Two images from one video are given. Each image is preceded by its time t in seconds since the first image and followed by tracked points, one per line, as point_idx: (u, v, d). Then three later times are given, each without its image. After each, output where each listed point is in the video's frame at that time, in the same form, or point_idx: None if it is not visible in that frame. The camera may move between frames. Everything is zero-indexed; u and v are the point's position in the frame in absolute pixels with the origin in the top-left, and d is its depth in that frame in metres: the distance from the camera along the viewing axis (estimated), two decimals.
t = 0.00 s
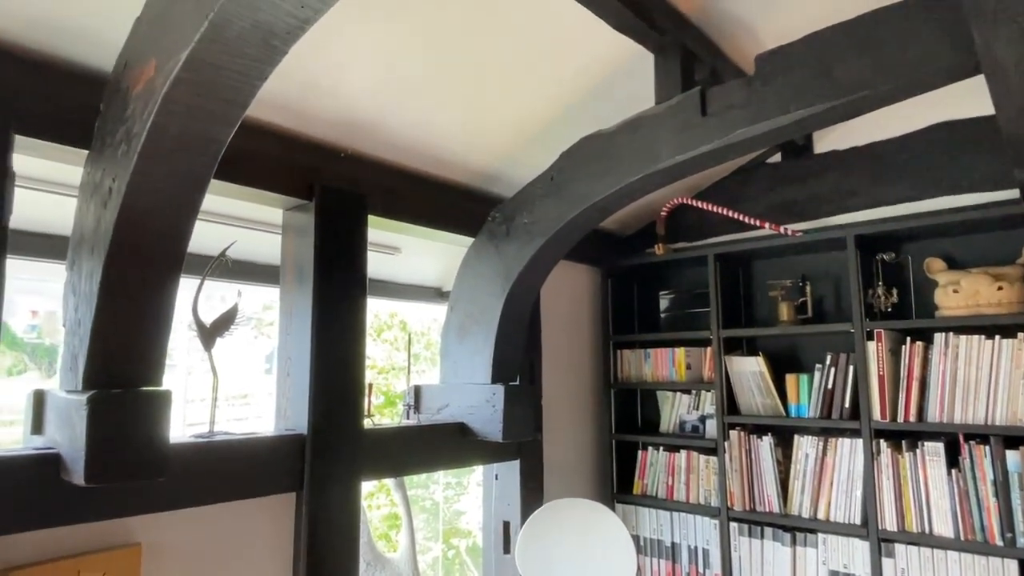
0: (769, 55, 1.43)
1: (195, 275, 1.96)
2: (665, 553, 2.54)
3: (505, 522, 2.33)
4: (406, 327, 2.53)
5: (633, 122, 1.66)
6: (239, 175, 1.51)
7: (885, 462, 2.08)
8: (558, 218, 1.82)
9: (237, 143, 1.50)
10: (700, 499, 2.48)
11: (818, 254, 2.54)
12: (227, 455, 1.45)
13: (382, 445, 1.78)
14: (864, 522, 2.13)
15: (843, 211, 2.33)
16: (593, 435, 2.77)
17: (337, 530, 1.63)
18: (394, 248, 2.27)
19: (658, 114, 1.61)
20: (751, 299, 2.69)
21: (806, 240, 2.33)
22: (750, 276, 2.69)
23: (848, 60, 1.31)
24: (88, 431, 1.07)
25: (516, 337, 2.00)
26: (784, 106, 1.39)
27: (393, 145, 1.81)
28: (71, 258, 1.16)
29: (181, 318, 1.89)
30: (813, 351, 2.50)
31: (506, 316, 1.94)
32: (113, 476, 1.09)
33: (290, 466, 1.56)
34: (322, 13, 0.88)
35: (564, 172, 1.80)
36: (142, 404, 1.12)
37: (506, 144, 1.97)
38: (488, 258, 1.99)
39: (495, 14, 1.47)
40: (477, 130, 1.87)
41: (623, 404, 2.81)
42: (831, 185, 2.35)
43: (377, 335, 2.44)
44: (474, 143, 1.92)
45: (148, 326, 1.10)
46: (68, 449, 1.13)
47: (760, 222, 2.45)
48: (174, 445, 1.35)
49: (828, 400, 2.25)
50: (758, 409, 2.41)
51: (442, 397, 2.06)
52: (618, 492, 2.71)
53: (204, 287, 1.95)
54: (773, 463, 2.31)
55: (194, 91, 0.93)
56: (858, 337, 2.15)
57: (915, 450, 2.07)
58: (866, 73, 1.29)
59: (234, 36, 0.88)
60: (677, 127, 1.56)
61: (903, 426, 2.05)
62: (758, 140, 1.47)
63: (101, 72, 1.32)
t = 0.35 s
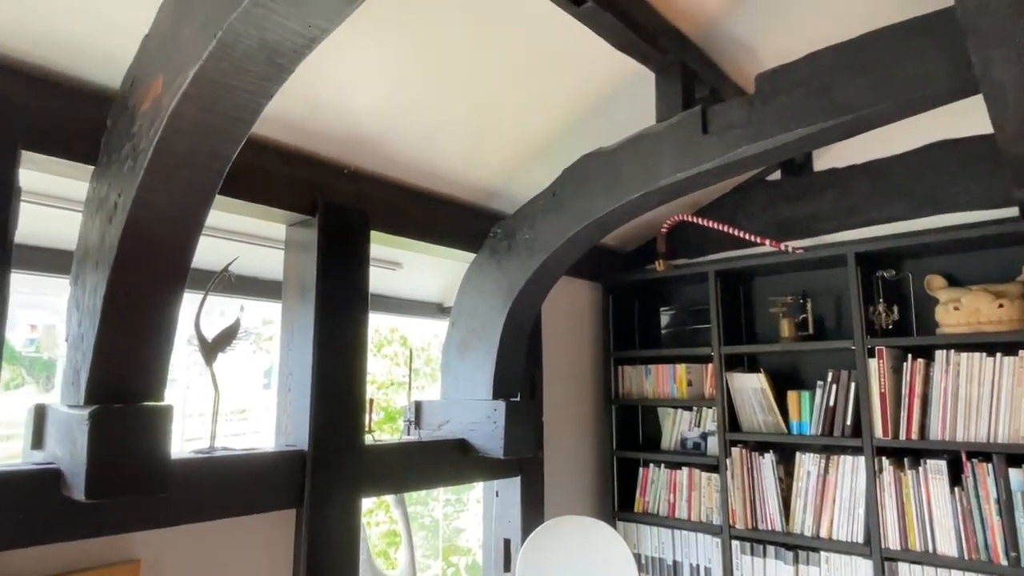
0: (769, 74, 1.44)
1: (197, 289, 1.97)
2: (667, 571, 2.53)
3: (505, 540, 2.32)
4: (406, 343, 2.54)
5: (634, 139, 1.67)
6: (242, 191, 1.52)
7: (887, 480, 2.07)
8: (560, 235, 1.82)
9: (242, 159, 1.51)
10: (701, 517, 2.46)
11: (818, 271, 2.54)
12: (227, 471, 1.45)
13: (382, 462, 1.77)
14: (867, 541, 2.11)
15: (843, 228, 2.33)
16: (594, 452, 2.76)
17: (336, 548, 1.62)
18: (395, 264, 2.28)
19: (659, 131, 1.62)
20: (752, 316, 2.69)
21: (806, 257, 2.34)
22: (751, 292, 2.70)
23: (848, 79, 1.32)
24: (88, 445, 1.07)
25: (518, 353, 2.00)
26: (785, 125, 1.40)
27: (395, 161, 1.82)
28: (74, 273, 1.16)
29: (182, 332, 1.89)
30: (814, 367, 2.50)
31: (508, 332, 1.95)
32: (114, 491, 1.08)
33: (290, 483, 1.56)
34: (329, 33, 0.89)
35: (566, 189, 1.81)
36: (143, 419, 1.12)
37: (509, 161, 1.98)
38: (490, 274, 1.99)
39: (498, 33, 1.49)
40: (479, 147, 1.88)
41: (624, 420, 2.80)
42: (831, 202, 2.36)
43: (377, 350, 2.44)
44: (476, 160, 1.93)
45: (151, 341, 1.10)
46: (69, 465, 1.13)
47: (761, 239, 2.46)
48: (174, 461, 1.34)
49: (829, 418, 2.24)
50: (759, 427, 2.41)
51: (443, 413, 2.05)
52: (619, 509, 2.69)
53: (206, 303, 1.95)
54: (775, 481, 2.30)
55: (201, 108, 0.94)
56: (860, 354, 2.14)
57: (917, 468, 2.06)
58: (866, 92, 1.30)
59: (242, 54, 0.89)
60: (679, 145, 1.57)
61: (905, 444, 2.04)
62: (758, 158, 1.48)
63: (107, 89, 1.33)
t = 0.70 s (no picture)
0: (764, 87, 1.45)
1: (193, 299, 1.97)
2: None
3: (500, 552, 2.30)
4: (401, 353, 2.53)
5: (631, 151, 1.68)
6: (240, 200, 1.52)
7: (883, 492, 2.07)
8: (557, 245, 1.83)
9: (240, 168, 1.51)
10: (697, 529, 2.46)
11: (813, 283, 2.55)
12: (221, 481, 1.44)
13: (378, 473, 1.77)
14: (863, 553, 2.11)
15: (837, 241, 2.34)
16: (589, 463, 2.75)
17: (331, 560, 1.61)
18: (392, 274, 2.28)
19: (656, 144, 1.63)
20: (747, 328, 2.69)
21: (801, 269, 2.35)
22: (746, 304, 2.71)
23: (843, 93, 1.34)
24: (84, 454, 1.06)
25: (514, 363, 2.00)
26: (781, 137, 1.41)
27: (393, 171, 1.83)
28: (71, 281, 1.16)
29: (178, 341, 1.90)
30: (810, 379, 2.51)
31: (504, 343, 1.95)
32: (108, 501, 1.08)
33: (285, 494, 1.55)
34: (331, 43, 0.90)
35: (563, 200, 1.82)
36: (139, 427, 1.12)
37: (506, 172, 1.99)
38: (487, 284, 2.00)
39: (496, 45, 1.51)
40: (477, 158, 1.88)
41: (620, 431, 2.80)
42: (825, 215, 2.38)
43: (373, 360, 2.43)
44: (474, 170, 1.94)
45: (147, 349, 1.10)
46: (63, 474, 1.12)
47: (756, 251, 2.47)
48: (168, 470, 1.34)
49: (825, 429, 2.24)
50: (755, 438, 2.41)
51: (438, 424, 2.05)
52: (615, 521, 2.68)
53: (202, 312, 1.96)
54: (771, 493, 2.30)
55: (202, 117, 0.95)
56: (855, 366, 2.15)
57: (913, 480, 2.06)
58: (861, 105, 1.31)
59: (243, 63, 0.90)
60: (676, 157, 1.58)
61: (900, 456, 2.05)
62: (755, 170, 1.49)
63: (107, 98, 1.33)
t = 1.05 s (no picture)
0: (754, 100, 1.46)
1: (180, 306, 1.95)
2: None
3: (488, 563, 2.28)
4: (390, 361, 2.52)
5: (622, 162, 1.69)
6: (229, 207, 1.51)
7: (871, 503, 2.08)
8: (547, 255, 1.83)
9: (230, 174, 1.50)
10: (686, 540, 2.45)
11: (802, 294, 2.57)
12: (206, 491, 1.42)
13: (365, 483, 1.75)
14: (851, 565, 2.11)
15: (826, 252, 2.36)
16: (578, 473, 2.74)
17: (317, 571, 1.59)
18: (382, 282, 2.27)
19: (647, 154, 1.64)
20: (736, 338, 2.70)
21: (790, 280, 2.37)
22: (735, 315, 2.72)
23: (832, 107, 1.35)
24: (66, 465, 1.04)
25: (504, 373, 2.00)
26: (771, 149, 1.42)
27: (383, 180, 1.82)
28: (56, 287, 1.15)
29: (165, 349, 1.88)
30: (798, 390, 2.52)
31: (494, 352, 1.94)
32: (91, 514, 1.06)
33: (271, 504, 1.53)
34: (323, 51, 0.89)
35: (554, 210, 1.82)
36: (124, 439, 1.10)
37: (497, 181, 1.99)
38: (477, 293, 1.99)
39: (488, 55, 1.51)
40: (468, 167, 1.88)
41: (609, 442, 2.79)
42: (814, 227, 2.39)
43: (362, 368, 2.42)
44: (465, 179, 1.94)
45: (132, 358, 1.08)
46: (44, 484, 1.10)
47: (745, 262, 2.48)
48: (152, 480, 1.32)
49: (813, 440, 2.25)
50: (744, 449, 2.41)
51: (427, 434, 2.04)
52: (604, 532, 2.67)
53: (189, 319, 1.94)
54: (760, 504, 2.30)
55: (192, 123, 0.94)
56: (843, 378, 2.16)
57: (900, 491, 2.07)
58: (850, 119, 1.32)
59: (234, 69, 0.89)
60: (666, 168, 1.59)
61: (888, 468, 2.05)
62: (744, 181, 1.50)
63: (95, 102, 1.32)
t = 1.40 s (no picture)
0: (747, 112, 1.47)
1: (169, 313, 1.94)
2: None
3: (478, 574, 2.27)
4: (381, 370, 2.51)
5: (615, 172, 1.69)
6: (220, 213, 1.50)
7: (861, 515, 2.08)
8: (540, 264, 1.83)
9: (223, 180, 1.49)
10: (677, 550, 2.45)
11: (793, 305, 2.57)
12: (194, 500, 1.40)
13: (355, 493, 1.74)
14: None
15: (817, 263, 2.37)
16: (569, 483, 2.73)
17: None
18: (374, 290, 2.26)
19: (640, 165, 1.64)
20: (727, 348, 2.71)
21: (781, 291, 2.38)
22: (726, 325, 2.72)
23: (824, 120, 1.36)
24: (51, 473, 1.03)
25: (495, 382, 1.99)
26: (763, 161, 1.43)
27: (376, 187, 1.82)
28: (44, 293, 1.13)
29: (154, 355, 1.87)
30: (789, 400, 2.52)
31: (486, 361, 1.93)
32: (77, 522, 1.05)
33: (260, 514, 1.52)
34: (318, 59, 0.89)
35: (547, 219, 1.82)
36: (115, 446, 1.09)
37: (490, 190, 1.99)
38: (469, 302, 1.99)
39: (483, 64, 1.51)
40: (461, 176, 1.89)
41: (600, 451, 2.78)
42: (805, 238, 2.41)
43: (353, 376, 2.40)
44: (458, 188, 1.94)
45: (121, 365, 1.07)
46: (29, 493, 1.09)
47: (737, 272, 2.49)
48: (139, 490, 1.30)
49: (803, 451, 2.25)
50: (735, 459, 2.41)
51: (417, 443, 2.03)
52: (594, 542, 2.66)
53: (178, 326, 1.92)
54: (750, 514, 2.30)
55: (185, 129, 0.94)
56: (833, 389, 2.17)
57: (890, 502, 2.08)
58: (842, 133, 1.33)
59: (228, 76, 0.89)
60: (659, 179, 1.59)
61: (878, 479, 2.06)
62: (736, 193, 1.51)
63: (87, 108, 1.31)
